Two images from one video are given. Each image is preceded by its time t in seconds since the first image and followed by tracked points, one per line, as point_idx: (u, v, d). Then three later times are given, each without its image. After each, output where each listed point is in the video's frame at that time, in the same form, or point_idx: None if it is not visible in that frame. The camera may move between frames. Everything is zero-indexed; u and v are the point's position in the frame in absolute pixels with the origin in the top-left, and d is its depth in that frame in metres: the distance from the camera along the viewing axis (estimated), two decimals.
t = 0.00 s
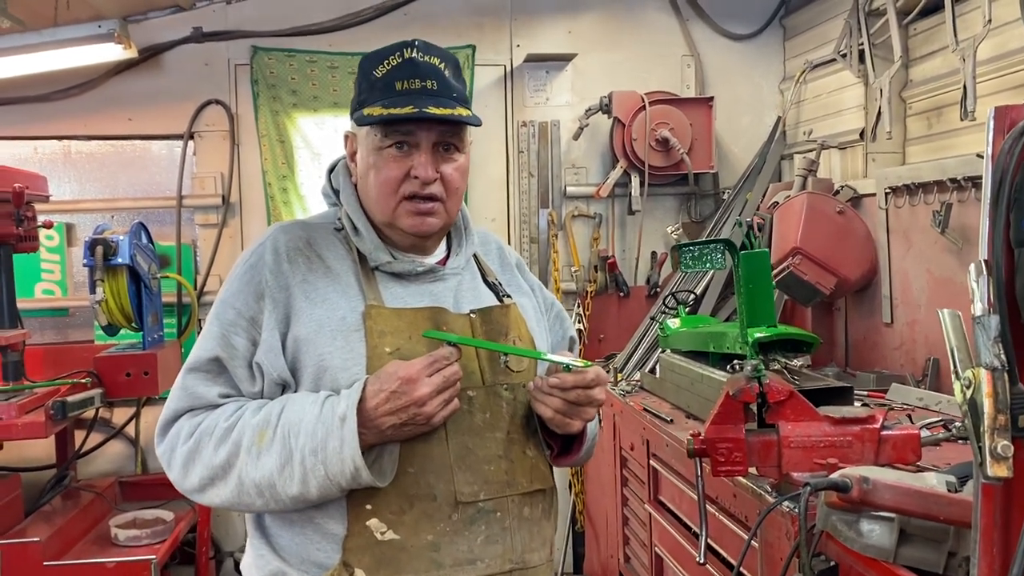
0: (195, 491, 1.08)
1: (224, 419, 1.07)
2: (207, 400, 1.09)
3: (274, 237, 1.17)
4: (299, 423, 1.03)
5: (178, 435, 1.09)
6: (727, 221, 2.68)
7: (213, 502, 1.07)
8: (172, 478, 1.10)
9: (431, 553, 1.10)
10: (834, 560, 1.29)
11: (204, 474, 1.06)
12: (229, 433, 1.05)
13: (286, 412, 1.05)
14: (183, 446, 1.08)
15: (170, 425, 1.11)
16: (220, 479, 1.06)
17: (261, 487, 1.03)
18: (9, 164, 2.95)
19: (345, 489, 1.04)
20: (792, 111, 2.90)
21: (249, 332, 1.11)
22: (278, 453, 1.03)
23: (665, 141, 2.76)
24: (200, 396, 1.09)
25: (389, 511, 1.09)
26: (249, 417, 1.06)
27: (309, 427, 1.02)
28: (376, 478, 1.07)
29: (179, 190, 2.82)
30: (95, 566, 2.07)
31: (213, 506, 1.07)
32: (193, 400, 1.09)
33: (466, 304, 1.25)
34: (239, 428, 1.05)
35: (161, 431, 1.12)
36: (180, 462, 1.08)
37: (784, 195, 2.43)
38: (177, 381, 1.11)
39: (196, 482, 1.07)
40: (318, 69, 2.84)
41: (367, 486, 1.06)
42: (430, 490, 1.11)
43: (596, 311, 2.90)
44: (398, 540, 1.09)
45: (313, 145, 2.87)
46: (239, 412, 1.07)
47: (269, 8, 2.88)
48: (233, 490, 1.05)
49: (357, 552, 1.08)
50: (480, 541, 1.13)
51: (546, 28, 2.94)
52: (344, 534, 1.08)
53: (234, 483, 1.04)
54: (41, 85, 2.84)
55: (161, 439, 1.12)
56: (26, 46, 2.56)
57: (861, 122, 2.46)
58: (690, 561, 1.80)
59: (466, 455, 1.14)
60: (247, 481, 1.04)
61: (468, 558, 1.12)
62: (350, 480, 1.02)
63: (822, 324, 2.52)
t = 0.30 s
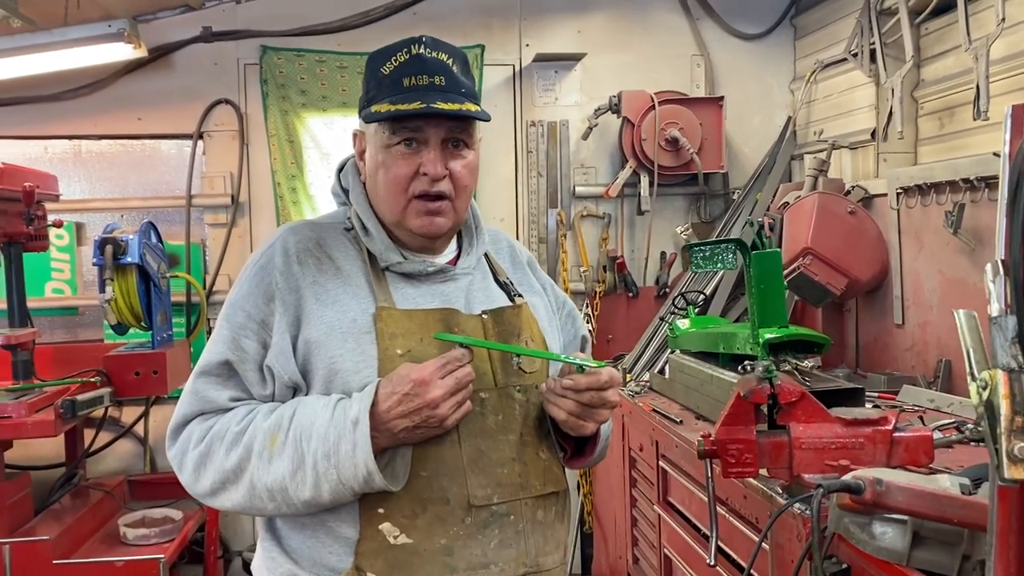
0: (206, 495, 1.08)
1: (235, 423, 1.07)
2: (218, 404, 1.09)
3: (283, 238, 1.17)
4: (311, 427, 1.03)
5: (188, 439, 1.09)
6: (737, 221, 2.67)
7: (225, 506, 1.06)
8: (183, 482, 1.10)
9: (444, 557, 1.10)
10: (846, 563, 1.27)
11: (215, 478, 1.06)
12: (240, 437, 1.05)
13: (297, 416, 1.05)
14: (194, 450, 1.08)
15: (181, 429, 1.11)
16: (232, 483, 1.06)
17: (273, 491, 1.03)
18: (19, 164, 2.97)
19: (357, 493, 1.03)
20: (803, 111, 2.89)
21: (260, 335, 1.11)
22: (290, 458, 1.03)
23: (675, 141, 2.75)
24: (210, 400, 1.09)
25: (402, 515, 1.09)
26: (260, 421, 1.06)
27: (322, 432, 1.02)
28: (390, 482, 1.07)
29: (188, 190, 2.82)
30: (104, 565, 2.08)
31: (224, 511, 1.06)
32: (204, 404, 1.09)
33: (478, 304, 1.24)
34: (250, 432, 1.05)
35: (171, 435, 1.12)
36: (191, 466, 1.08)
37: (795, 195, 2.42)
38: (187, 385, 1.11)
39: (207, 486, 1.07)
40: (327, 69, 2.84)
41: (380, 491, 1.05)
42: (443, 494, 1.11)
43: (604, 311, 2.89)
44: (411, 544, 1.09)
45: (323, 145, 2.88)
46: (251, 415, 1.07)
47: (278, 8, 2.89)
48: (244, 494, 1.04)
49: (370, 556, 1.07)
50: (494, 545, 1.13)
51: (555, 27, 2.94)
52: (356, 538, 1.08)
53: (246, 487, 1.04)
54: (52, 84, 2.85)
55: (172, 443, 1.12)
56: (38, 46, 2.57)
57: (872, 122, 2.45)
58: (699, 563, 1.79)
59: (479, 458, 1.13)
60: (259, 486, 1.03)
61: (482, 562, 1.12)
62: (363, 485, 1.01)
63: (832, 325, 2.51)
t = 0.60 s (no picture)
0: (219, 501, 1.08)
1: (247, 429, 1.06)
2: (230, 410, 1.09)
3: (294, 241, 1.16)
4: (323, 433, 1.02)
5: (201, 445, 1.09)
6: (748, 223, 2.65)
7: (237, 513, 1.06)
8: (195, 488, 1.10)
9: (458, 564, 1.09)
10: (860, 570, 1.25)
11: (228, 484, 1.06)
12: (252, 443, 1.05)
13: (309, 421, 1.04)
14: (206, 456, 1.08)
15: (193, 435, 1.11)
16: (244, 489, 1.06)
17: (285, 498, 1.02)
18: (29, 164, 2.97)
19: (370, 500, 1.03)
20: (815, 111, 2.87)
21: (271, 339, 1.10)
22: (302, 464, 1.02)
23: (685, 141, 2.73)
24: (222, 405, 1.08)
25: (416, 521, 1.08)
26: (272, 426, 1.05)
27: (334, 437, 1.01)
28: (402, 488, 1.06)
29: (198, 190, 2.83)
30: (113, 565, 2.08)
31: (237, 517, 1.06)
32: (216, 410, 1.09)
33: (491, 307, 1.23)
34: (262, 438, 1.04)
35: (184, 441, 1.11)
36: (203, 472, 1.08)
37: (807, 197, 2.40)
38: (199, 391, 1.10)
39: (219, 492, 1.07)
40: (337, 69, 2.84)
41: (393, 497, 1.05)
42: (457, 500, 1.10)
43: (614, 313, 2.88)
44: (425, 550, 1.08)
45: (332, 145, 2.88)
46: (262, 421, 1.07)
47: (288, 8, 2.88)
48: (257, 501, 1.04)
49: (383, 563, 1.06)
50: (508, 551, 1.12)
51: (565, 27, 2.92)
52: (369, 545, 1.07)
53: (258, 494, 1.04)
54: (62, 85, 2.86)
55: (184, 449, 1.12)
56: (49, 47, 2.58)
57: (885, 123, 2.43)
58: (711, 567, 1.78)
59: (493, 464, 1.13)
60: (272, 492, 1.03)
61: (497, 569, 1.11)
62: (376, 491, 1.01)
63: (844, 327, 2.49)
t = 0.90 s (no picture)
0: (231, 508, 1.07)
1: (259, 434, 1.05)
2: (241, 415, 1.08)
3: (305, 244, 1.16)
4: (336, 439, 1.01)
5: (213, 452, 1.08)
6: (759, 224, 2.64)
7: (250, 520, 1.05)
8: (208, 495, 1.09)
9: (474, 569, 1.08)
10: None
11: (240, 491, 1.05)
12: (265, 449, 1.04)
13: (322, 427, 1.03)
14: (218, 463, 1.07)
15: (205, 441, 1.10)
16: (256, 496, 1.05)
17: (298, 504, 1.01)
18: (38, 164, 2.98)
19: (384, 505, 1.02)
20: (826, 111, 2.85)
21: (282, 343, 1.09)
22: (315, 470, 1.01)
23: (696, 142, 2.72)
24: (234, 411, 1.08)
25: (430, 526, 1.07)
26: (284, 432, 1.04)
27: (347, 443, 1.00)
28: (416, 493, 1.05)
29: (206, 190, 2.82)
30: (121, 566, 2.08)
31: (249, 524, 1.05)
32: (228, 415, 1.08)
33: (504, 309, 1.22)
34: (274, 444, 1.03)
35: (196, 447, 1.11)
36: (215, 478, 1.07)
37: (818, 198, 2.38)
38: (210, 396, 1.09)
39: (231, 499, 1.06)
40: (345, 69, 2.83)
41: (407, 502, 1.04)
42: (472, 504, 1.09)
43: (623, 314, 2.86)
44: (439, 556, 1.07)
45: (341, 145, 2.87)
46: (275, 427, 1.06)
47: (296, 7, 2.88)
48: (269, 507, 1.03)
49: (397, 569, 1.05)
50: (524, 556, 1.11)
51: (574, 26, 2.91)
52: (383, 550, 1.06)
53: (271, 500, 1.03)
54: (71, 84, 2.86)
55: (195, 455, 1.11)
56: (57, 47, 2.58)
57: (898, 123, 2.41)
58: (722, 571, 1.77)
59: (507, 467, 1.12)
60: (284, 499, 1.02)
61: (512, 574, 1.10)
62: (390, 497, 0.99)
63: (855, 329, 2.47)
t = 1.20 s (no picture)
0: (241, 513, 1.06)
1: (267, 439, 1.05)
2: (249, 419, 1.07)
3: (312, 245, 1.15)
4: (345, 443, 1.00)
5: (221, 457, 1.07)
6: (768, 224, 2.62)
7: (260, 525, 1.04)
8: (217, 500, 1.09)
9: (486, 572, 1.07)
10: None
11: (249, 497, 1.04)
12: (273, 453, 1.03)
13: (331, 431, 1.03)
14: (226, 468, 1.06)
15: (213, 446, 1.09)
16: (265, 501, 1.04)
17: (308, 510, 1.01)
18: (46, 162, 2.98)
19: (394, 510, 1.01)
20: (836, 111, 2.83)
21: (290, 346, 1.09)
22: (323, 475, 1.00)
23: (705, 141, 2.70)
24: (241, 415, 1.07)
25: (441, 529, 1.06)
26: (292, 437, 1.03)
27: (356, 447, 1.00)
28: (427, 496, 1.04)
29: (214, 189, 2.82)
30: (129, 565, 2.08)
31: (259, 529, 1.05)
32: (236, 420, 1.07)
33: (514, 308, 1.21)
34: (283, 448, 1.02)
35: (205, 453, 1.10)
36: (224, 484, 1.07)
37: (828, 198, 2.37)
38: (218, 401, 1.09)
39: (241, 505, 1.05)
40: (353, 67, 2.83)
41: (418, 506, 1.03)
42: (483, 507, 1.08)
43: (631, 314, 2.86)
44: (451, 559, 1.06)
45: (349, 144, 2.87)
46: (283, 431, 1.05)
47: (304, 6, 2.87)
48: (279, 513, 1.02)
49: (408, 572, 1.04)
50: (537, 558, 1.10)
51: (583, 25, 2.90)
52: (393, 553, 1.05)
53: (280, 506, 1.02)
54: (79, 83, 2.86)
55: (204, 461, 1.11)
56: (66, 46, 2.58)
57: (908, 123, 2.39)
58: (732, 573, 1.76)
59: (519, 468, 1.11)
60: (294, 504, 1.01)
61: None
62: (400, 501, 0.99)
63: (865, 330, 2.46)
